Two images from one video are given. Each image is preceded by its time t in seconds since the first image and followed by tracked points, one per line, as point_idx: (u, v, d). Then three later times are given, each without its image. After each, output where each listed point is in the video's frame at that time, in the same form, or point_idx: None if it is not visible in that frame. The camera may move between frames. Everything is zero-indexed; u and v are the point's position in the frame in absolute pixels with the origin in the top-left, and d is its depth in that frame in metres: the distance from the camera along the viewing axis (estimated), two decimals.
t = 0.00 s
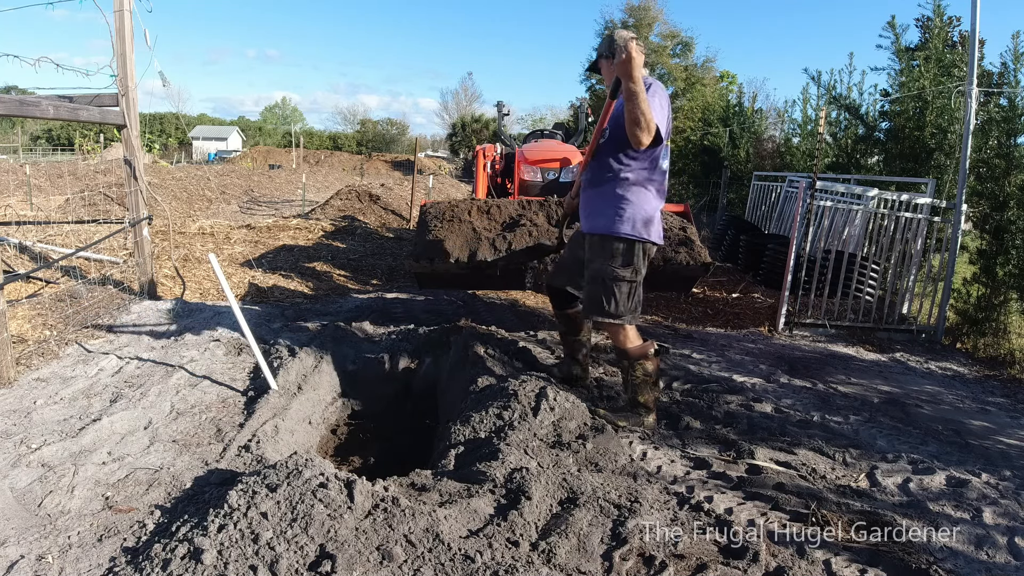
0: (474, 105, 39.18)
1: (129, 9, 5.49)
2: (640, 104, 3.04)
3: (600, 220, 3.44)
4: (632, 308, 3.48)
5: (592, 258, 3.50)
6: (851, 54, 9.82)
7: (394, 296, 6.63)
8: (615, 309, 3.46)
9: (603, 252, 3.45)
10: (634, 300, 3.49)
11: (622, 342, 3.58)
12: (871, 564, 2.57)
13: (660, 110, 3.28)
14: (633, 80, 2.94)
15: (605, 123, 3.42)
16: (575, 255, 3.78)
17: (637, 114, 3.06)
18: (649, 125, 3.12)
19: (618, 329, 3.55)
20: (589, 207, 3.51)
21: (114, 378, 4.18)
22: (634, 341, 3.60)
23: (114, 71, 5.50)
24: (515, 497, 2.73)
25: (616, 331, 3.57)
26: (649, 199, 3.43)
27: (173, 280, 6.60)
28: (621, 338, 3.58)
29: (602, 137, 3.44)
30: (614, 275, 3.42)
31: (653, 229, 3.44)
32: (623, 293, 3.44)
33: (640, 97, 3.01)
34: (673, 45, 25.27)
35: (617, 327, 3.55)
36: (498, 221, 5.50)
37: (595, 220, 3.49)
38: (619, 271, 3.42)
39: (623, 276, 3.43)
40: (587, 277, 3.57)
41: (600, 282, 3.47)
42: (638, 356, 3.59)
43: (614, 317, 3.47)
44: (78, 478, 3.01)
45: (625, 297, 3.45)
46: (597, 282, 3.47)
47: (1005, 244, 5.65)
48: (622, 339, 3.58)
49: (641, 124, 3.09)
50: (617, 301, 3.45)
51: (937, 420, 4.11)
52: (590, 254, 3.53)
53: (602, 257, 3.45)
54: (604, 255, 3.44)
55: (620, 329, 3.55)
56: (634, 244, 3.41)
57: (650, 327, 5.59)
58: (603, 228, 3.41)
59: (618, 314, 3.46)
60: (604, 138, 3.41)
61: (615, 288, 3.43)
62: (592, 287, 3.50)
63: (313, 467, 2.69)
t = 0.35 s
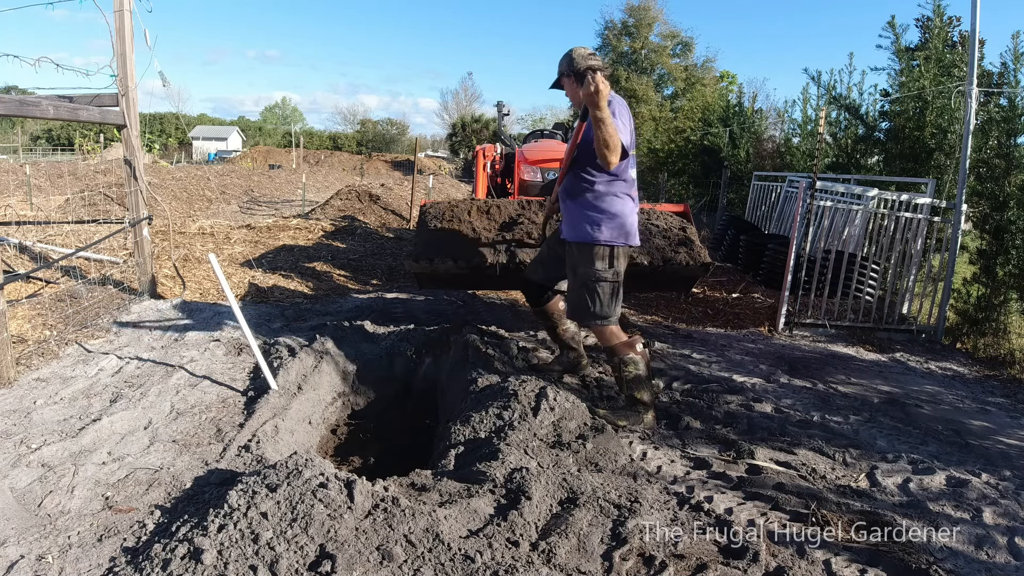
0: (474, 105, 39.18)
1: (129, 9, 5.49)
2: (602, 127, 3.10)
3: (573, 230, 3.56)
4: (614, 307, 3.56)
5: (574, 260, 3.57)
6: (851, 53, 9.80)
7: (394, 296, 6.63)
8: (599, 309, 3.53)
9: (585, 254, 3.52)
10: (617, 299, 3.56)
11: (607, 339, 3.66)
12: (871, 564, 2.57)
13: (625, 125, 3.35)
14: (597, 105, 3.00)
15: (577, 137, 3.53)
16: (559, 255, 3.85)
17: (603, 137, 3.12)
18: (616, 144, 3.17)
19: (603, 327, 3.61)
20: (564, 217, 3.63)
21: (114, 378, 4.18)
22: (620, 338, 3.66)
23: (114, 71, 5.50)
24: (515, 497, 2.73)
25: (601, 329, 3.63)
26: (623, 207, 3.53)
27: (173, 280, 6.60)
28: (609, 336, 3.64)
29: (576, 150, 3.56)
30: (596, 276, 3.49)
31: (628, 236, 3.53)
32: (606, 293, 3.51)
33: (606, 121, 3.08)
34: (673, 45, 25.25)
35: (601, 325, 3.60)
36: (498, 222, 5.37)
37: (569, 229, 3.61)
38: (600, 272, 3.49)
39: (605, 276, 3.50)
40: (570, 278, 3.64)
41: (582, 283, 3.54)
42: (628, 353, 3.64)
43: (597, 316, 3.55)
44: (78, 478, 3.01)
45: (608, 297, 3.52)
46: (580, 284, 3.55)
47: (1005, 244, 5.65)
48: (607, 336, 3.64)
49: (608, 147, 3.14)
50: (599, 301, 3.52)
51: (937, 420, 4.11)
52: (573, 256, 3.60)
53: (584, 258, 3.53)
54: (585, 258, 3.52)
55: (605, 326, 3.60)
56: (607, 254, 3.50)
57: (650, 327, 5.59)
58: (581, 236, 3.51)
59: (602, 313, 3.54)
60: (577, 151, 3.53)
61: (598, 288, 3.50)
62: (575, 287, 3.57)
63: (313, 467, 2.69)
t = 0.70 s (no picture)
0: (474, 106, 39.17)
1: (129, 9, 5.49)
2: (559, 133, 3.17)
3: (556, 222, 3.68)
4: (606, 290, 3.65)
5: (564, 251, 3.65)
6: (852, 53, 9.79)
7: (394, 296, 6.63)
8: (592, 294, 3.61)
9: (573, 245, 3.61)
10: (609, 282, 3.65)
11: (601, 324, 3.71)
12: (871, 564, 2.57)
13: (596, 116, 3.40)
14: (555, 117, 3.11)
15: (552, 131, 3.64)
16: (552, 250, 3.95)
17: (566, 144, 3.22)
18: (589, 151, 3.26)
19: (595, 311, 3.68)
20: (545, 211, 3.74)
21: (114, 378, 4.18)
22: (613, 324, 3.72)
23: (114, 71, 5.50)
24: (515, 497, 2.73)
25: (594, 314, 3.70)
26: (603, 196, 3.61)
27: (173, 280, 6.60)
28: (601, 322, 3.70)
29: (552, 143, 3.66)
30: (588, 262, 3.59)
31: (609, 225, 3.61)
32: (599, 277, 3.61)
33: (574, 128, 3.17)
34: (673, 45, 25.24)
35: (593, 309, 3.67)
36: (497, 221, 5.49)
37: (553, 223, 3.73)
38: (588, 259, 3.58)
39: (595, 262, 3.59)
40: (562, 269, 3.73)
41: (573, 271, 3.64)
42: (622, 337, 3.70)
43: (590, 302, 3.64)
44: (78, 478, 3.01)
45: (601, 281, 3.62)
46: (572, 272, 3.64)
47: (1005, 244, 5.64)
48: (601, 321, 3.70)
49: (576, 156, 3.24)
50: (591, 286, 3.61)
51: (937, 420, 4.11)
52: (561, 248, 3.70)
53: (571, 249, 3.62)
54: (572, 248, 3.61)
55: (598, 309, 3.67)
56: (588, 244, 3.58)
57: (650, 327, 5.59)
58: (568, 229, 3.60)
59: (595, 298, 3.62)
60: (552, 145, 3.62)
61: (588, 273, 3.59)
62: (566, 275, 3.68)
63: (313, 467, 2.69)
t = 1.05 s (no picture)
0: (474, 106, 39.17)
1: (129, 9, 5.49)
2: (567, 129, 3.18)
3: (565, 211, 3.69)
4: (615, 281, 3.65)
5: (574, 243, 3.68)
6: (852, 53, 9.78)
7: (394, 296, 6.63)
8: (599, 285, 3.61)
9: (581, 236, 3.65)
10: (617, 273, 3.66)
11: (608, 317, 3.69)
12: (871, 564, 2.57)
13: (604, 98, 3.44)
14: (560, 108, 3.13)
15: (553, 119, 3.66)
16: (560, 246, 3.98)
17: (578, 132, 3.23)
18: (604, 132, 3.30)
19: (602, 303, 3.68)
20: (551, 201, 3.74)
21: (114, 378, 4.18)
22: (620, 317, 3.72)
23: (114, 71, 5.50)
24: (515, 497, 2.73)
25: (601, 306, 3.70)
26: (612, 180, 3.64)
27: (173, 280, 6.60)
28: (606, 316, 3.70)
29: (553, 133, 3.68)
30: (598, 251, 3.61)
31: (620, 208, 3.64)
32: (607, 268, 3.61)
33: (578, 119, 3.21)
34: (673, 45, 25.23)
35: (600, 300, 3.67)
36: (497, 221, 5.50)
37: (561, 212, 3.73)
38: (595, 250, 3.60)
39: (601, 252, 3.60)
40: (569, 263, 3.77)
41: (580, 262, 3.66)
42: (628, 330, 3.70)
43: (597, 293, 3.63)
44: (78, 478, 3.01)
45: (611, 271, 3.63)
46: (579, 264, 3.67)
47: (1005, 244, 5.64)
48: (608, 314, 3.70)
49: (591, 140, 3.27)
50: (598, 276, 3.61)
51: (937, 420, 4.11)
52: (569, 241, 3.74)
53: (579, 240, 3.66)
54: (580, 239, 3.65)
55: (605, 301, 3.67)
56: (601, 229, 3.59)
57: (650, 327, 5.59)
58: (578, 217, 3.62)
59: (602, 288, 3.62)
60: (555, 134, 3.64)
61: (595, 264, 3.60)
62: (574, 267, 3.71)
63: (313, 467, 2.69)
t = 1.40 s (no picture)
0: (473, 106, 39.18)
1: (129, 9, 5.49)
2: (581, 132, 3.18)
3: (573, 213, 3.67)
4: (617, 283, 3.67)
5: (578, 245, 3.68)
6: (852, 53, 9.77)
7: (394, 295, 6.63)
8: (601, 287, 3.63)
9: (584, 238, 3.65)
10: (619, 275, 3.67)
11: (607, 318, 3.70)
12: (871, 564, 2.57)
13: (614, 100, 3.44)
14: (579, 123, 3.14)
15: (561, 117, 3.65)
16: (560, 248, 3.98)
17: (594, 140, 3.23)
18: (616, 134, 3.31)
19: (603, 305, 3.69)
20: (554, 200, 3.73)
21: (114, 378, 4.18)
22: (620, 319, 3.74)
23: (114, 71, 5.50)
24: (515, 497, 2.73)
25: (602, 307, 3.71)
26: (619, 180, 3.64)
27: (172, 280, 6.60)
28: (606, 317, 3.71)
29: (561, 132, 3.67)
30: (601, 253, 3.61)
31: (626, 210, 3.65)
32: (609, 269, 3.63)
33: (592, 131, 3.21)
34: (673, 44, 25.22)
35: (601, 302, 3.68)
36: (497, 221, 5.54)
37: (566, 211, 3.72)
38: (598, 252, 3.61)
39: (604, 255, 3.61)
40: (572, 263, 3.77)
41: (583, 264, 3.68)
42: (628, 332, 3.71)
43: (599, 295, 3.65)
44: (78, 478, 3.01)
45: (613, 272, 3.65)
46: (582, 265, 3.68)
47: (1005, 244, 5.64)
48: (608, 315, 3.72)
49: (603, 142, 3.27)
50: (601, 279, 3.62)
51: (937, 420, 4.11)
52: (572, 242, 3.75)
53: (582, 241, 3.66)
54: (584, 241, 3.65)
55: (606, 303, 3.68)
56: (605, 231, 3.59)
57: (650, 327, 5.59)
58: (586, 219, 3.61)
59: (604, 291, 3.64)
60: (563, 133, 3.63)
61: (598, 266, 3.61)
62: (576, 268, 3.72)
63: (313, 467, 2.69)
